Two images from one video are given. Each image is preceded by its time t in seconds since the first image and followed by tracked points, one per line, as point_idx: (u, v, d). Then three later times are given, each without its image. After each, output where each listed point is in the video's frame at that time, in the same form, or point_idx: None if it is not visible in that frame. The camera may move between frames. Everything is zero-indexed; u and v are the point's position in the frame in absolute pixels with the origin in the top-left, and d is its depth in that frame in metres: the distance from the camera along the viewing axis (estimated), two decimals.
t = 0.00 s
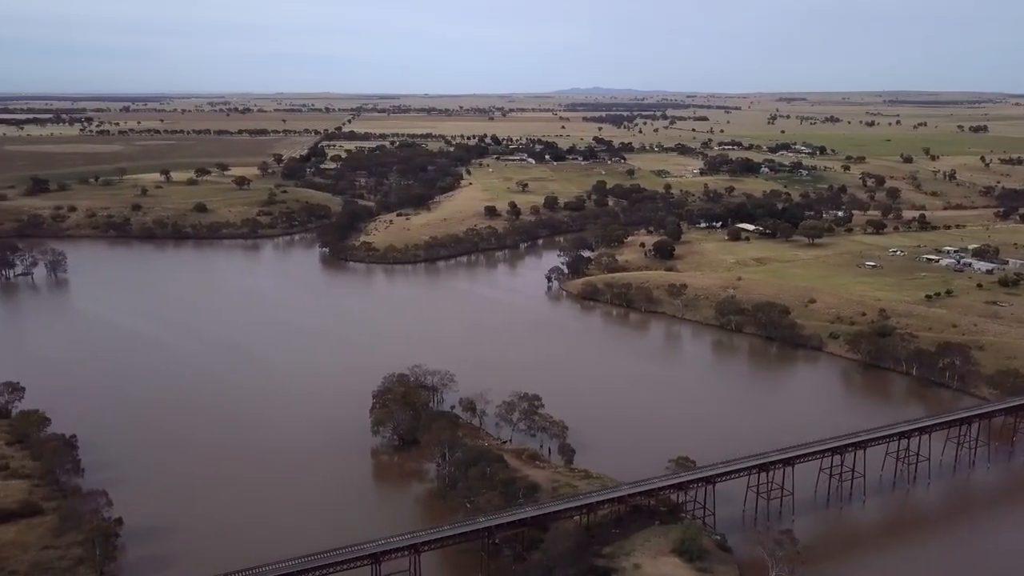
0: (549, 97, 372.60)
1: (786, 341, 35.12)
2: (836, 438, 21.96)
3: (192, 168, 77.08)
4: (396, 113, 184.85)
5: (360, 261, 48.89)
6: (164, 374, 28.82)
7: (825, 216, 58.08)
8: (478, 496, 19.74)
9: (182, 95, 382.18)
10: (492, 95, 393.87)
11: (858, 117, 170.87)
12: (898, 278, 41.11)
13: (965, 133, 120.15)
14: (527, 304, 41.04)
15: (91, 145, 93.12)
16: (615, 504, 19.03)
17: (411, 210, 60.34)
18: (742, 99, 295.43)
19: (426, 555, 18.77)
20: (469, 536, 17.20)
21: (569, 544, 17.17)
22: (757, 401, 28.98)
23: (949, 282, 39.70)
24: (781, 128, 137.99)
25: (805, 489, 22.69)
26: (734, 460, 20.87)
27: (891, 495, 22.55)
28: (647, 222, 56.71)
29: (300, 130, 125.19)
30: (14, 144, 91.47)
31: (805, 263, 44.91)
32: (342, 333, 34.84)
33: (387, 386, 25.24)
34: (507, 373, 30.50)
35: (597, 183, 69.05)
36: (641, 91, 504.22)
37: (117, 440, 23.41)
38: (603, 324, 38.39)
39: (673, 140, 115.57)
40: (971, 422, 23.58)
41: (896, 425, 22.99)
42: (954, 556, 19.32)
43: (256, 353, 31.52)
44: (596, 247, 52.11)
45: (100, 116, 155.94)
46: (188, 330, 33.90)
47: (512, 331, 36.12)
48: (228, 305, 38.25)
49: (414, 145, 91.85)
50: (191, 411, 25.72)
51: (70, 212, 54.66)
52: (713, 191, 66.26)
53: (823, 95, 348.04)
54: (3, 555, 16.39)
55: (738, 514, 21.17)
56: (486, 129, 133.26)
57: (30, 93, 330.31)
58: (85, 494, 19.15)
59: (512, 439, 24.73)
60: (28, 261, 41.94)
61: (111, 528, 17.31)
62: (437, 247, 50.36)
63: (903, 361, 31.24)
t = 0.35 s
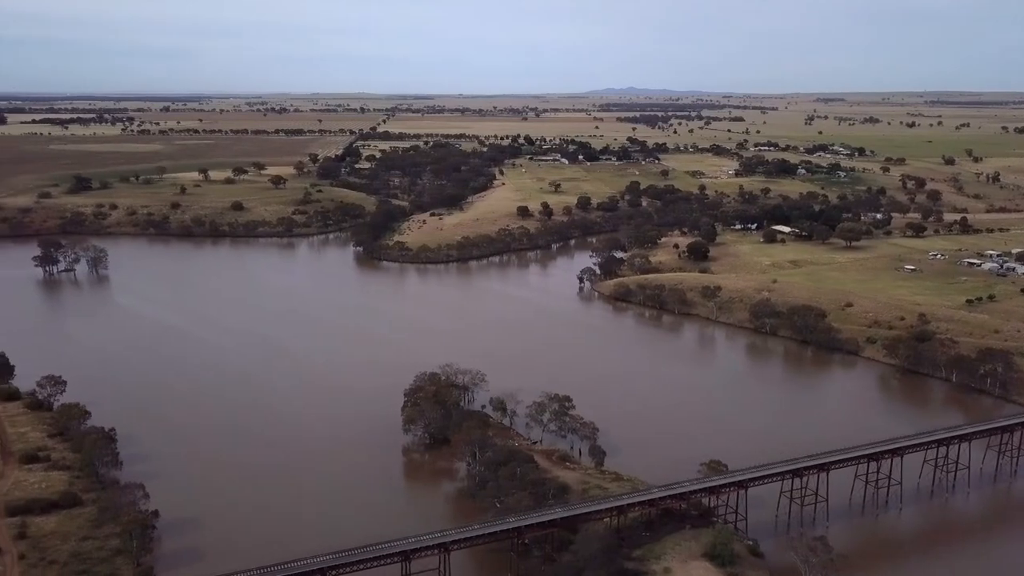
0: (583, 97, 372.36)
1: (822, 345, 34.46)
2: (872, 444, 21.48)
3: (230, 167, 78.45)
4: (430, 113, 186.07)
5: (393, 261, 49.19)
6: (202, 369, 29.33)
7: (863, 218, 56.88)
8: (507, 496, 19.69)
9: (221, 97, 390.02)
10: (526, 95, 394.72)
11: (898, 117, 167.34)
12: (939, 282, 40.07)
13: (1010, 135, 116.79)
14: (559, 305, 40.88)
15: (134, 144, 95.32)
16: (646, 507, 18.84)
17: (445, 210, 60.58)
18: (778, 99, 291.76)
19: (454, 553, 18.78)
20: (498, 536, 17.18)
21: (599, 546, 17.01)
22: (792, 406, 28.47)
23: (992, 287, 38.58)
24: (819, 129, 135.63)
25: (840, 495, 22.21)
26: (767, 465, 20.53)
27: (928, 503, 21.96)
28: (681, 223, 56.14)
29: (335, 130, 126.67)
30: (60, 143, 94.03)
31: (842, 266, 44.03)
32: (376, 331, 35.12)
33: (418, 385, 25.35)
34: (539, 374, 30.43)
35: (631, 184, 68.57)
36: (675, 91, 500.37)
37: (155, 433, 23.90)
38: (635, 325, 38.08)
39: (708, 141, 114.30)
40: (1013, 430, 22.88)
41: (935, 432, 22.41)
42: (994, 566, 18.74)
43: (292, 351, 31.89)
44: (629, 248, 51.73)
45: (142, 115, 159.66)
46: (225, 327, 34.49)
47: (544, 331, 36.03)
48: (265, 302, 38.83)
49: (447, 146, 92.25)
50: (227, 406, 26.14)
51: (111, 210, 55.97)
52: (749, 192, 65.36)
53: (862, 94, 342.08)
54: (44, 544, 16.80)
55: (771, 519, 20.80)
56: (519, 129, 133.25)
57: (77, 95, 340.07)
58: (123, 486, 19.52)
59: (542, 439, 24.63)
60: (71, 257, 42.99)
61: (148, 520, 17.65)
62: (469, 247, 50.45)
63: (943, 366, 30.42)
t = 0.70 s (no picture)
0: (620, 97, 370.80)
1: (863, 350, 33.65)
2: (914, 452, 20.89)
3: (272, 166, 79.80)
4: (468, 113, 187.16)
5: (429, 260, 49.45)
6: (241, 366, 29.77)
7: (907, 221, 55.44)
8: (540, 497, 19.60)
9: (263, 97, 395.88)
10: (563, 95, 394.54)
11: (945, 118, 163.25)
12: (986, 287, 38.85)
13: None
14: (595, 306, 40.59)
15: (179, 144, 97.58)
16: (681, 511, 18.58)
17: (481, 210, 60.71)
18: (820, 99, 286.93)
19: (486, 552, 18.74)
20: (530, 537, 17.11)
21: (632, 550, 16.82)
22: (832, 411, 27.82)
23: None
24: (862, 130, 132.68)
25: (880, 503, 21.62)
26: (805, 471, 20.10)
27: (972, 514, 21.24)
28: (719, 225, 55.38)
29: (374, 130, 127.92)
30: (109, 142, 96.62)
31: (884, 269, 42.95)
32: (412, 330, 35.27)
33: (453, 384, 25.39)
34: (574, 375, 30.23)
35: (669, 184, 67.90)
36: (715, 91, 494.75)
37: (196, 428, 24.32)
38: (672, 328, 37.66)
39: (748, 141, 112.71)
40: None
41: (980, 441, 21.70)
42: None
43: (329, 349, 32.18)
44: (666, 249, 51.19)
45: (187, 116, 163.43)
46: (265, 324, 34.98)
47: (579, 333, 35.80)
48: (303, 300, 39.30)
49: (485, 146, 92.55)
50: (266, 403, 26.51)
51: (156, 208, 57.31)
52: (789, 194, 64.23)
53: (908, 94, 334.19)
54: (88, 534, 17.23)
55: (809, 526, 20.34)
56: (556, 129, 133.00)
57: (126, 96, 349.32)
58: (164, 478, 19.89)
59: (577, 441, 24.43)
60: (117, 254, 44.05)
61: (187, 513, 17.94)
62: (504, 247, 50.46)
63: (989, 374, 29.48)
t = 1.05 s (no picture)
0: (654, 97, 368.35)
1: (901, 355, 32.86)
2: (953, 460, 20.33)
3: (307, 166, 80.83)
4: (501, 113, 187.65)
5: (461, 260, 49.55)
6: (274, 363, 30.15)
7: (949, 224, 54.03)
8: (571, 498, 19.52)
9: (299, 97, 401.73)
10: (596, 96, 393.03)
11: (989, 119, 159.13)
12: None
13: None
14: (627, 308, 40.22)
15: (217, 143, 99.34)
16: (712, 515, 18.31)
17: (513, 210, 60.62)
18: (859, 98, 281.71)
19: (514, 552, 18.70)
20: (559, 538, 17.02)
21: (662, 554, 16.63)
22: (869, 417, 27.20)
23: None
24: (903, 132, 129.77)
25: (918, 511, 21.07)
26: (840, 477, 19.69)
27: (1015, 524, 20.58)
28: (754, 227, 54.59)
29: (408, 130, 128.74)
30: (150, 142, 98.74)
31: (924, 273, 41.90)
32: (444, 330, 35.31)
33: (483, 383, 25.38)
34: (607, 377, 29.97)
35: (704, 186, 67.14)
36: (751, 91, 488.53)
37: (231, 424, 24.68)
38: (705, 330, 37.20)
39: (784, 142, 110.87)
40: None
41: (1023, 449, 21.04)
42: None
43: (361, 348, 32.34)
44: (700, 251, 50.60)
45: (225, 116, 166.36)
46: (298, 323, 35.32)
47: (610, 334, 35.55)
48: (337, 299, 39.63)
49: (518, 147, 92.60)
50: (299, 400, 26.80)
51: (194, 206, 58.38)
52: (826, 196, 63.08)
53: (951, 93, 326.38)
54: (125, 525, 17.58)
55: (844, 533, 19.90)
56: (589, 130, 132.45)
57: (165, 97, 355.90)
58: (200, 473, 20.21)
59: (607, 443, 24.24)
60: (156, 251, 44.95)
61: (221, 507, 18.21)
62: (536, 247, 50.34)
63: None
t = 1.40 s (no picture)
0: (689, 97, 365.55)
1: (940, 361, 32.00)
2: (995, 468, 19.75)
3: (342, 165, 81.67)
4: (534, 113, 187.39)
5: (493, 260, 49.58)
6: (307, 361, 30.49)
7: (992, 227, 52.52)
8: (600, 500, 19.37)
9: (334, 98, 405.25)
10: (630, 96, 391.54)
11: None
12: None
13: None
14: (659, 310, 39.85)
15: (254, 143, 100.88)
16: (744, 520, 18.04)
17: (546, 211, 60.47)
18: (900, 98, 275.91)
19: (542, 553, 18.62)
20: (588, 540, 16.92)
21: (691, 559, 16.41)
22: (908, 423, 26.54)
23: None
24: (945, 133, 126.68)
25: (957, 520, 20.49)
26: (876, 483, 19.25)
27: None
28: (790, 229, 53.66)
29: (441, 130, 129.29)
30: (190, 142, 100.64)
31: (966, 277, 40.77)
32: (477, 330, 35.32)
33: (514, 383, 25.35)
34: (639, 380, 29.70)
35: (739, 187, 66.25)
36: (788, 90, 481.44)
37: (264, 420, 25.00)
38: (738, 333, 36.67)
39: (822, 143, 108.87)
40: None
41: None
42: None
43: (394, 347, 32.48)
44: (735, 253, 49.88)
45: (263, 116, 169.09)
46: (332, 321, 35.62)
47: (642, 336, 35.24)
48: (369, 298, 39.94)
49: (550, 147, 92.44)
50: (331, 397, 27.06)
51: (231, 205, 59.33)
52: (864, 198, 61.80)
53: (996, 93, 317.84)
54: (162, 518, 17.90)
55: (879, 541, 19.44)
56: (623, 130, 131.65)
57: (205, 98, 362.30)
58: (234, 468, 20.51)
59: (638, 445, 24.02)
60: (193, 249, 45.75)
61: (255, 502, 18.47)
62: (568, 248, 50.14)
63: None
